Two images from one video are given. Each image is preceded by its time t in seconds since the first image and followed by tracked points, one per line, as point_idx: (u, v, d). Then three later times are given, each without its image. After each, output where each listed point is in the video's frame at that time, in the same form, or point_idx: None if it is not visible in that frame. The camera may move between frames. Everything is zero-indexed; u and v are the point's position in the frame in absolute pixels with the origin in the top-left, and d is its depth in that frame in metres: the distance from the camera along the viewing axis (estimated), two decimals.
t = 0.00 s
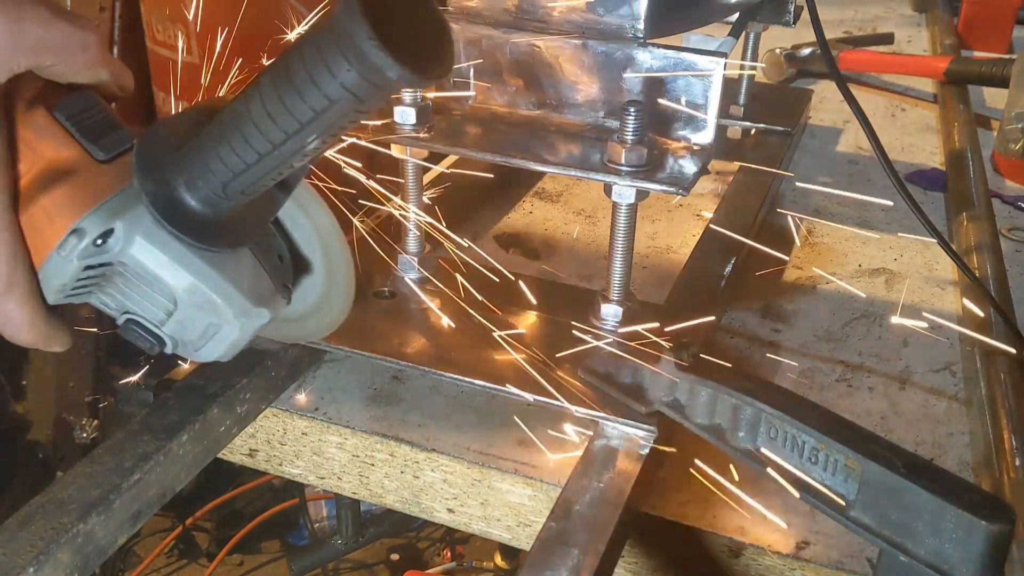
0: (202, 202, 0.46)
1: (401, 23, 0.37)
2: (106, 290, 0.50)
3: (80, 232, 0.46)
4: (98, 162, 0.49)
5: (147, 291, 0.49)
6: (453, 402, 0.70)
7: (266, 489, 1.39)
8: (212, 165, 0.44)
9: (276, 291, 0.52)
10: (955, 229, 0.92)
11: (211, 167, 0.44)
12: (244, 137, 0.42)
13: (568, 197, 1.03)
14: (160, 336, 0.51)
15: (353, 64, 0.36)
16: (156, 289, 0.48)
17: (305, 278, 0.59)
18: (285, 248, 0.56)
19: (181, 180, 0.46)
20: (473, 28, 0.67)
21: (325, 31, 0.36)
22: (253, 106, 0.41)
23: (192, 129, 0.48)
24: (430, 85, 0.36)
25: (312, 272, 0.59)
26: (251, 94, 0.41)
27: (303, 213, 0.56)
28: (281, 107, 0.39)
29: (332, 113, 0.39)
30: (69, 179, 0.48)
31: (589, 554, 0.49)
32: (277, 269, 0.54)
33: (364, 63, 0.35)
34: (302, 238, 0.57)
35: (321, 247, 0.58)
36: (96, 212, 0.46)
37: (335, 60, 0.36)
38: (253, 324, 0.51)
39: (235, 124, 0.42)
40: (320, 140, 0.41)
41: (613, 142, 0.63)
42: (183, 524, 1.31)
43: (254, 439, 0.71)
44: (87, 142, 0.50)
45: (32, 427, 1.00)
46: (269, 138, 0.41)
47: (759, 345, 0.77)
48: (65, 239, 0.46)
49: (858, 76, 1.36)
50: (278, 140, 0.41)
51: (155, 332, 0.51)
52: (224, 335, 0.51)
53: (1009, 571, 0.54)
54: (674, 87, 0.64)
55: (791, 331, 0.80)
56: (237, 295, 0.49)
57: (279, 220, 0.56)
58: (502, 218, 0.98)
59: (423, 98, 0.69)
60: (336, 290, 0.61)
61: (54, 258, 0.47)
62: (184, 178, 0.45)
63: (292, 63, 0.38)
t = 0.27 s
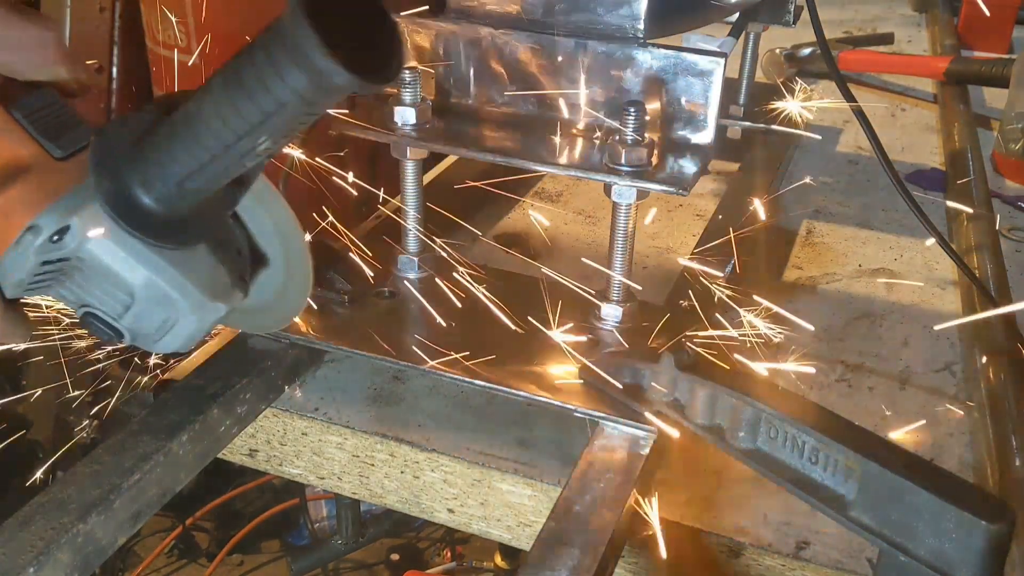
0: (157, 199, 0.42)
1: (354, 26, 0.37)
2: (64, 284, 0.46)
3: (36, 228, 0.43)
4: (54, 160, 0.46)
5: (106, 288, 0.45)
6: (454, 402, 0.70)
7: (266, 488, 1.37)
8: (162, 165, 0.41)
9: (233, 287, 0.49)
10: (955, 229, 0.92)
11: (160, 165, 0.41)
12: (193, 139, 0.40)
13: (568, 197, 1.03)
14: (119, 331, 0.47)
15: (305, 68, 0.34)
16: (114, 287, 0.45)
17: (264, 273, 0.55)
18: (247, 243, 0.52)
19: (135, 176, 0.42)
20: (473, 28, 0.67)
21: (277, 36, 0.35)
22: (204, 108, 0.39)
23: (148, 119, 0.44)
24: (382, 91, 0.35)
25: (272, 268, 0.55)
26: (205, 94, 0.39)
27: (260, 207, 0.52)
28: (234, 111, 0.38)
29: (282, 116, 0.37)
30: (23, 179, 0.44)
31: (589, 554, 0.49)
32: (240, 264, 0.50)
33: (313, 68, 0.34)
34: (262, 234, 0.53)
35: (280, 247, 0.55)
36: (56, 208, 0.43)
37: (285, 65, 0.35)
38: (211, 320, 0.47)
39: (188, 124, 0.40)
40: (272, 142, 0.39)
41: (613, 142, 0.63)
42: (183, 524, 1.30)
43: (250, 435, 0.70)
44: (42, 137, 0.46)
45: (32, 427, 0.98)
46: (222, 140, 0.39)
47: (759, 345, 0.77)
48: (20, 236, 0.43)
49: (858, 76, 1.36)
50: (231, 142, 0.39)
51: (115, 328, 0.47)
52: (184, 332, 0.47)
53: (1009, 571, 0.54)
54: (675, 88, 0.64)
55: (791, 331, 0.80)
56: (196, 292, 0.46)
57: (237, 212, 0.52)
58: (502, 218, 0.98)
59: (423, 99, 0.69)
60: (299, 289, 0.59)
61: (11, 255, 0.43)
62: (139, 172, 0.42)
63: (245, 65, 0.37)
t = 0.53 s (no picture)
0: (184, 205, 0.46)
1: (372, 15, 0.36)
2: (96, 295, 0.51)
3: (64, 239, 0.47)
4: (81, 168, 0.50)
5: (137, 296, 0.49)
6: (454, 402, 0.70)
7: (265, 488, 1.37)
8: (193, 166, 0.44)
9: (265, 291, 0.53)
10: (955, 229, 0.92)
11: (190, 168, 0.44)
12: (223, 139, 0.42)
13: (568, 197, 1.03)
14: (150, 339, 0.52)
15: (331, 62, 0.36)
16: (144, 294, 0.49)
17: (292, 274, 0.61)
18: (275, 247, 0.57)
19: (163, 183, 0.46)
20: (473, 28, 0.67)
21: (300, 31, 0.36)
22: (230, 106, 0.41)
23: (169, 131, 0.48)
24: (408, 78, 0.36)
25: (300, 267, 0.60)
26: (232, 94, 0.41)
27: (289, 212, 0.57)
28: (259, 107, 0.39)
29: (308, 111, 0.39)
30: (54, 188, 0.49)
31: (589, 554, 0.49)
32: (269, 268, 0.55)
33: (341, 59, 0.35)
34: (288, 236, 0.58)
35: (306, 247, 0.59)
36: (81, 218, 0.47)
37: (312, 58, 0.36)
38: (241, 325, 0.52)
39: (216, 124, 0.42)
40: (300, 139, 0.41)
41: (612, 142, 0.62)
42: (183, 524, 1.30)
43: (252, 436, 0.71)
44: (71, 148, 0.51)
45: (32, 427, 0.96)
46: (249, 136, 0.41)
47: (759, 345, 0.77)
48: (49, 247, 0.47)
49: (858, 76, 1.36)
50: (257, 138, 0.41)
51: (145, 336, 0.52)
52: (215, 336, 0.52)
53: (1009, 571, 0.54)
54: (674, 88, 0.64)
55: (791, 331, 0.80)
56: (225, 298, 0.50)
57: (266, 219, 0.57)
58: (502, 219, 0.98)
59: (423, 100, 0.70)
60: (325, 287, 0.62)
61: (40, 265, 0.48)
62: (167, 180, 0.46)
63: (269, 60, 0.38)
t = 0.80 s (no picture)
0: (93, 160, 0.45)
1: None
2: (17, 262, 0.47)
3: None
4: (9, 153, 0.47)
5: (54, 253, 0.46)
6: (454, 403, 0.70)
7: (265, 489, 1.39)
8: (91, 117, 0.43)
9: (187, 243, 0.50)
10: (955, 229, 0.92)
11: (90, 121, 0.43)
12: (117, 86, 0.41)
13: (568, 197, 1.03)
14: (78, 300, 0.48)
15: None
16: (60, 249, 0.46)
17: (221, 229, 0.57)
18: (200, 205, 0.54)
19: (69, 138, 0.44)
20: (473, 28, 0.67)
21: None
22: (123, 52, 0.40)
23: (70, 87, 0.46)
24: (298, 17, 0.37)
25: (227, 221, 0.57)
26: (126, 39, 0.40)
27: (211, 164, 0.55)
28: (148, 49, 0.39)
29: (201, 51, 0.38)
30: None
31: (589, 554, 0.49)
32: (194, 224, 0.52)
33: None
34: (211, 188, 0.55)
35: (231, 200, 0.57)
36: None
37: None
38: (164, 279, 0.48)
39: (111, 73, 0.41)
40: (196, 81, 0.40)
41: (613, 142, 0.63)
42: (182, 524, 1.30)
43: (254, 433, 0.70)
44: None
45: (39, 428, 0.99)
46: (143, 82, 0.40)
47: (759, 345, 0.77)
48: None
49: (858, 76, 1.36)
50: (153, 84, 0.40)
51: (70, 296, 0.48)
52: (139, 291, 0.48)
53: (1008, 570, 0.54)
54: (674, 87, 0.64)
55: (791, 331, 0.80)
56: (144, 248, 0.47)
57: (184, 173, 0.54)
58: (502, 218, 0.98)
59: (423, 99, 0.69)
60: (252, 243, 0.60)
61: None
62: (71, 133, 0.44)
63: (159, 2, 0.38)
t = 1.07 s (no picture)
0: (113, 183, 0.45)
1: None
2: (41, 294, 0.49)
3: None
4: None
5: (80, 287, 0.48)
6: (454, 402, 0.70)
7: (264, 489, 1.40)
8: (111, 139, 0.43)
9: (216, 272, 0.53)
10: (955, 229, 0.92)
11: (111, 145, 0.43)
12: (136, 102, 0.41)
13: (568, 197, 1.03)
14: (105, 334, 0.50)
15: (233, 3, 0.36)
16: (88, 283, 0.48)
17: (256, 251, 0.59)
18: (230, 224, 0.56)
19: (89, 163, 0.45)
20: (473, 28, 0.67)
21: None
22: (139, 66, 0.40)
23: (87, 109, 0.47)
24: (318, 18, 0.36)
25: (263, 244, 0.59)
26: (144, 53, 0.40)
27: (245, 186, 0.56)
28: (166, 62, 0.39)
29: (219, 58, 0.38)
30: None
31: (589, 554, 0.49)
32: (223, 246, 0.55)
33: None
34: (245, 211, 0.57)
35: (269, 224, 0.59)
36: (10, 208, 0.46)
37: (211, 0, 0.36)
38: (195, 308, 0.51)
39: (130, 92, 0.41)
40: (215, 91, 0.40)
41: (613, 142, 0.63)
42: (183, 524, 1.29)
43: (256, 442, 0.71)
44: None
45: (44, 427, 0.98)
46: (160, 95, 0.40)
47: (759, 345, 0.77)
48: None
49: (857, 76, 1.36)
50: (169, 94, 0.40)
51: (98, 330, 0.50)
52: (169, 323, 0.50)
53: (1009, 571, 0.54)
54: (674, 88, 0.64)
55: (791, 331, 0.80)
56: (173, 280, 0.49)
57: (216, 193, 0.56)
58: (502, 218, 0.98)
59: (424, 100, 0.69)
60: (286, 265, 0.63)
61: None
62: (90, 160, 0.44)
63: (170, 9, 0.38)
